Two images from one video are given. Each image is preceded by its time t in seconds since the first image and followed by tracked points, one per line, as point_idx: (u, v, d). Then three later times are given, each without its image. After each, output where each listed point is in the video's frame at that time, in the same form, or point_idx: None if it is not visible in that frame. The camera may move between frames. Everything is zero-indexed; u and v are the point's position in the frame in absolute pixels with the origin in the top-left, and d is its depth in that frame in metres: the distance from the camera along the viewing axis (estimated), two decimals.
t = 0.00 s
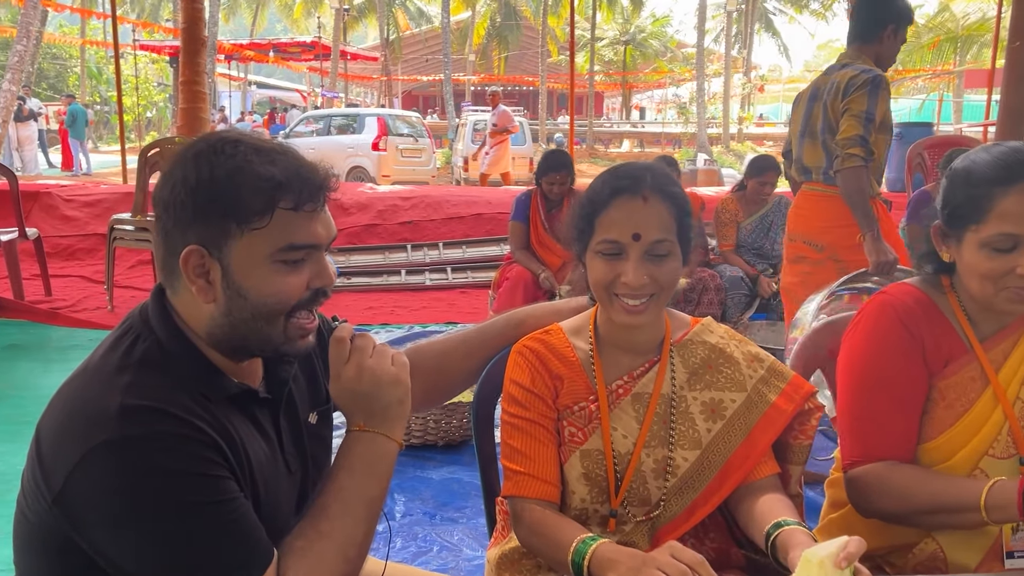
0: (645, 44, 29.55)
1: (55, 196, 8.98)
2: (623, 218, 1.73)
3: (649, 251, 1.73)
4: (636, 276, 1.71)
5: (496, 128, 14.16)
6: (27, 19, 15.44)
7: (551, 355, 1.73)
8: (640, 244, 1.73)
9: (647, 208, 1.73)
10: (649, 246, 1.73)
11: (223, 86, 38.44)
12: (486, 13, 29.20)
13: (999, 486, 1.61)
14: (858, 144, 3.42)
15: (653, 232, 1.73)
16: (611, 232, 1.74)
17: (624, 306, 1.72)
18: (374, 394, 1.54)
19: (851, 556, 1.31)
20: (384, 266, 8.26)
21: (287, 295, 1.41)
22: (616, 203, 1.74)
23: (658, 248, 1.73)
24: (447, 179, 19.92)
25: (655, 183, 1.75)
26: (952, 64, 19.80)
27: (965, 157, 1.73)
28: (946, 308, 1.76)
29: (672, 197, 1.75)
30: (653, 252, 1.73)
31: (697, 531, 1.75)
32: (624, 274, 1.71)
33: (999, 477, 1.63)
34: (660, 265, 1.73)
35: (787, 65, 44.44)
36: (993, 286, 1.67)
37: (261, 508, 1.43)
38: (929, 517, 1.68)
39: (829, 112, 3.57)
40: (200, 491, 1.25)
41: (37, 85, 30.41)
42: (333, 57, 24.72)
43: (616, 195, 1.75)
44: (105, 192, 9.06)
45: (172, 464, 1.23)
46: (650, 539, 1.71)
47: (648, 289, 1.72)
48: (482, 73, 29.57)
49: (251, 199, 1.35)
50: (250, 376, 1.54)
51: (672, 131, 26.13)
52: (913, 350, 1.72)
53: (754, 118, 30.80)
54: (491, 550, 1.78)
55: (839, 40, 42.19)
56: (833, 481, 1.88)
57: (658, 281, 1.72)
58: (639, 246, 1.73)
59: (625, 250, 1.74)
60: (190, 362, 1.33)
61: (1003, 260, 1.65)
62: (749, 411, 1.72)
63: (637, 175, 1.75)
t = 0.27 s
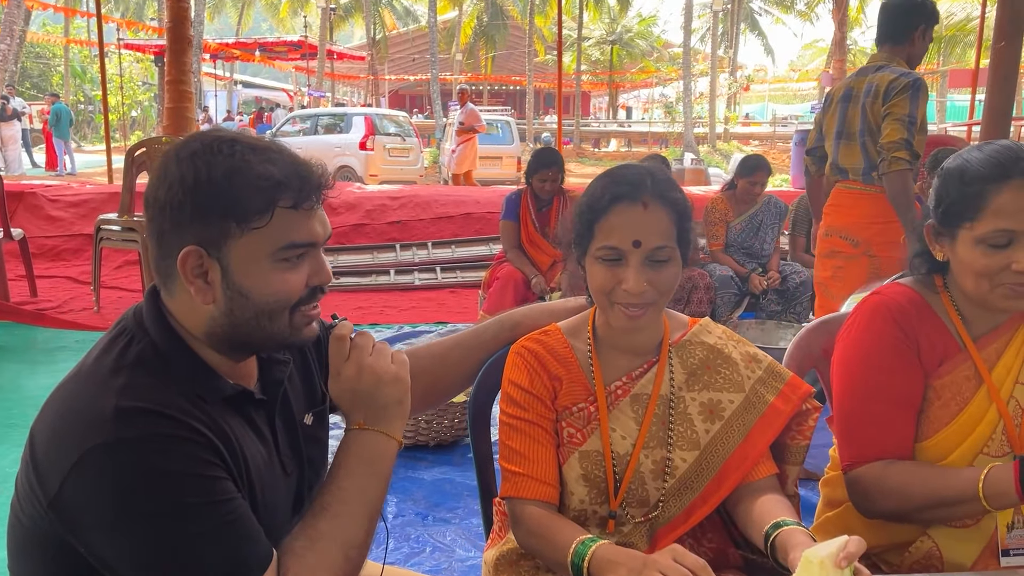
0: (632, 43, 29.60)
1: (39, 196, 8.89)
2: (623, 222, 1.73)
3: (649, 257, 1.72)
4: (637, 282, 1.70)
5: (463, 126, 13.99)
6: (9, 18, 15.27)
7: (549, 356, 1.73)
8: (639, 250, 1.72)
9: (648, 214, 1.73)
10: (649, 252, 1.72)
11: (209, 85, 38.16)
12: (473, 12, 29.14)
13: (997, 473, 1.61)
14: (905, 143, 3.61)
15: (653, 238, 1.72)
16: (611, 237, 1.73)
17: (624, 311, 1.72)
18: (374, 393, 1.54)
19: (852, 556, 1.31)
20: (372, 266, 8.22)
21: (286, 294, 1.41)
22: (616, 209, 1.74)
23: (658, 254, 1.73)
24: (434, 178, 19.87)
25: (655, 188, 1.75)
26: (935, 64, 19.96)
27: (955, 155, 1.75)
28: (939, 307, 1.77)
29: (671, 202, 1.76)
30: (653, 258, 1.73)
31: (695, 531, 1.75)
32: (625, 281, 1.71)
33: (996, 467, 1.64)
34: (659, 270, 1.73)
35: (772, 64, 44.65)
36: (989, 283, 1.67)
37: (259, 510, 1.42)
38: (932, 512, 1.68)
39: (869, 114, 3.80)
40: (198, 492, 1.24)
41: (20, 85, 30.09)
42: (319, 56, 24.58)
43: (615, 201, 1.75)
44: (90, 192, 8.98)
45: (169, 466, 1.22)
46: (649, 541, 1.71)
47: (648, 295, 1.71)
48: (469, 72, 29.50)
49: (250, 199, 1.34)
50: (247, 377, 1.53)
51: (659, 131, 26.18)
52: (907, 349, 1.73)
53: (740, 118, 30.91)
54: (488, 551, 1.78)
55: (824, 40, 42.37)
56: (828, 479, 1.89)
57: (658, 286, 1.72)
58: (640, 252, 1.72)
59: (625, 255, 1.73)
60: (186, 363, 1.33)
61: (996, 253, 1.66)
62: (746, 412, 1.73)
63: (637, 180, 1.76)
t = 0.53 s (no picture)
0: (621, 44, 29.67)
1: (28, 197, 8.83)
2: (621, 227, 1.73)
3: (646, 262, 1.73)
4: (634, 287, 1.71)
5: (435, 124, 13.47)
6: None
7: (544, 356, 1.74)
8: (638, 256, 1.73)
9: (646, 220, 1.74)
10: (646, 256, 1.73)
11: (197, 86, 37.99)
12: (462, 12, 29.13)
13: (993, 464, 1.62)
14: (936, 135, 3.82)
15: (651, 244, 1.73)
16: (609, 243, 1.73)
17: (621, 315, 1.72)
18: (373, 390, 1.55)
19: (847, 554, 1.32)
20: (363, 267, 8.21)
21: (285, 293, 1.41)
22: (613, 214, 1.74)
23: (656, 259, 1.74)
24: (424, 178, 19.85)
25: (652, 193, 1.76)
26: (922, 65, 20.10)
27: (951, 156, 1.76)
28: (932, 308, 1.79)
29: (668, 206, 1.76)
30: (650, 261, 1.73)
31: (691, 530, 1.76)
32: (622, 286, 1.71)
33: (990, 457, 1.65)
34: (657, 273, 1.73)
35: (761, 64, 44.83)
36: (981, 283, 1.69)
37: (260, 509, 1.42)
38: (931, 508, 1.70)
39: (901, 110, 4.02)
40: (201, 488, 1.23)
41: (7, 84, 29.89)
42: (308, 56, 24.50)
43: (613, 207, 1.75)
44: (78, 193, 8.92)
45: (170, 463, 1.22)
46: (645, 540, 1.72)
47: (645, 299, 1.72)
48: (459, 72, 29.48)
49: (250, 197, 1.35)
50: (245, 378, 1.53)
51: (649, 131, 26.24)
52: (901, 347, 1.74)
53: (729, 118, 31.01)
54: (484, 552, 1.78)
55: (812, 41, 42.54)
56: (823, 479, 1.90)
57: (656, 290, 1.72)
58: (638, 258, 1.72)
59: (624, 261, 1.73)
60: (186, 362, 1.33)
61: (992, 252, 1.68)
62: (741, 411, 1.74)
63: (634, 185, 1.76)
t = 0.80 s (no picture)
0: (612, 45, 29.73)
1: (17, 198, 8.78)
2: (613, 228, 1.73)
3: (639, 261, 1.73)
4: (627, 287, 1.71)
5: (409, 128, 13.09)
6: None
7: (539, 359, 1.74)
8: (630, 256, 1.73)
9: (637, 220, 1.74)
10: (638, 257, 1.73)
11: (188, 87, 37.86)
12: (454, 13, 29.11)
13: (981, 462, 1.63)
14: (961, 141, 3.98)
15: (643, 244, 1.73)
16: (601, 244, 1.73)
17: (614, 316, 1.73)
18: (370, 388, 1.55)
19: (843, 553, 1.33)
20: (355, 268, 8.20)
21: (282, 292, 1.40)
22: (604, 215, 1.74)
23: (648, 259, 1.74)
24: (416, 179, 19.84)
25: (645, 193, 1.76)
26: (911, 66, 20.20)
27: (948, 157, 1.77)
28: (926, 309, 1.80)
29: (659, 206, 1.76)
30: (642, 261, 1.74)
31: (686, 530, 1.77)
32: (615, 286, 1.72)
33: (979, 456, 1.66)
34: (650, 274, 1.74)
35: (752, 66, 44.99)
36: (974, 284, 1.70)
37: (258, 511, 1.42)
38: (922, 505, 1.71)
39: (926, 118, 4.18)
40: (199, 489, 1.23)
41: None
42: (299, 57, 24.43)
43: (605, 209, 1.74)
44: (69, 194, 8.88)
45: (168, 464, 1.21)
46: (640, 542, 1.73)
47: (637, 300, 1.72)
48: (450, 73, 29.46)
49: (246, 198, 1.34)
50: (241, 379, 1.53)
51: (640, 133, 26.28)
52: (895, 347, 1.75)
53: (720, 119, 31.08)
54: (480, 554, 1.79)
55: (802, 42, 42.69)
56: (816, 478, 1.92)
57: (648, 290, 1.73)
58: (630, 258, 1.73)
59: (617, 261, 1.73)
60: (183, 362, 1.33)
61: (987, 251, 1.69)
62: (735, 411, 1.75)
63: (625, 185, 1.76)
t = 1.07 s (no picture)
0: (607, 47, 29.79)
1: (10, 199, 8.74)
2: (603, 226, 1.74)
3: (630, 258, 1.74)
4: (618, 284, 1.72)
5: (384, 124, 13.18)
6: None
7: (533, 358, 1.74)
8: (621, 253, 1.74)
9: (627, 217, 1.75)
10: (629, 253, 1.74)
11: (181, 88, 37.76)
12: (448, 15, 29.12)
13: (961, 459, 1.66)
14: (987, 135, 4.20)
15: (634, 240, 1.74)
16: (592, 241, 1.75)
17: (606, 313, 1.73)
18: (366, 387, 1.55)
19: (837, 550, 1.34)
20: (350, 269, 8.18)
21: (275, 289, 1.40)
22: (595, 212, 1.75)
23: (639, 255, 1.75)
24: (410, 181, 19.83)
25: (635, 190, 1.77)
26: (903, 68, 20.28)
27: (941, 157, 1.79)
28: (921, 307, 1.81)
29: (650, 203, 1.77)
30: (634, 259, 1.75)
31: (682, 530, 1.78)
32: (607, 283, 1.73)
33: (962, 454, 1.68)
34: (641, 270, 1.75)
35: (745, 68, 45.13)
36: (968, 284, 1.71)
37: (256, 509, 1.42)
38: (908, 502, 1.73)
39: (959, 113, 4.40)
40: (195, 477, 1.23)
41: None
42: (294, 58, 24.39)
43: (595, 206, 1.75)
44: (62, 195, 8.85)
45: (163, 454, 1.22)
46: (636, 540, 1.73)
47: (629, 296, 1.73)
48: (445, 75, 29.47)
49: (240, 195, 1.34)
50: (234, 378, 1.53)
51: (634, 134, 26.33)
52: (886, 346, 1.76)
53: (713, 121, 31.15)
54: (477, 553, 1.79)
55: (795, 44, 42.83)
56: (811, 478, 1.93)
57: (639, 287, 1.74)
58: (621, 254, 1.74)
59: (607, 258, 1.75)
60: (175, 360, 1.33)
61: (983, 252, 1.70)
62: (730, 408, 1.75)
63: (615, 184, 1.77)
